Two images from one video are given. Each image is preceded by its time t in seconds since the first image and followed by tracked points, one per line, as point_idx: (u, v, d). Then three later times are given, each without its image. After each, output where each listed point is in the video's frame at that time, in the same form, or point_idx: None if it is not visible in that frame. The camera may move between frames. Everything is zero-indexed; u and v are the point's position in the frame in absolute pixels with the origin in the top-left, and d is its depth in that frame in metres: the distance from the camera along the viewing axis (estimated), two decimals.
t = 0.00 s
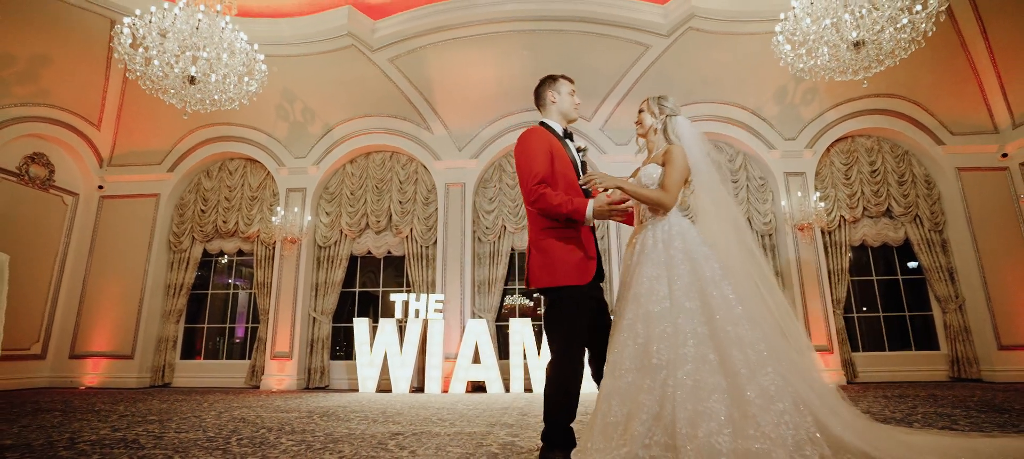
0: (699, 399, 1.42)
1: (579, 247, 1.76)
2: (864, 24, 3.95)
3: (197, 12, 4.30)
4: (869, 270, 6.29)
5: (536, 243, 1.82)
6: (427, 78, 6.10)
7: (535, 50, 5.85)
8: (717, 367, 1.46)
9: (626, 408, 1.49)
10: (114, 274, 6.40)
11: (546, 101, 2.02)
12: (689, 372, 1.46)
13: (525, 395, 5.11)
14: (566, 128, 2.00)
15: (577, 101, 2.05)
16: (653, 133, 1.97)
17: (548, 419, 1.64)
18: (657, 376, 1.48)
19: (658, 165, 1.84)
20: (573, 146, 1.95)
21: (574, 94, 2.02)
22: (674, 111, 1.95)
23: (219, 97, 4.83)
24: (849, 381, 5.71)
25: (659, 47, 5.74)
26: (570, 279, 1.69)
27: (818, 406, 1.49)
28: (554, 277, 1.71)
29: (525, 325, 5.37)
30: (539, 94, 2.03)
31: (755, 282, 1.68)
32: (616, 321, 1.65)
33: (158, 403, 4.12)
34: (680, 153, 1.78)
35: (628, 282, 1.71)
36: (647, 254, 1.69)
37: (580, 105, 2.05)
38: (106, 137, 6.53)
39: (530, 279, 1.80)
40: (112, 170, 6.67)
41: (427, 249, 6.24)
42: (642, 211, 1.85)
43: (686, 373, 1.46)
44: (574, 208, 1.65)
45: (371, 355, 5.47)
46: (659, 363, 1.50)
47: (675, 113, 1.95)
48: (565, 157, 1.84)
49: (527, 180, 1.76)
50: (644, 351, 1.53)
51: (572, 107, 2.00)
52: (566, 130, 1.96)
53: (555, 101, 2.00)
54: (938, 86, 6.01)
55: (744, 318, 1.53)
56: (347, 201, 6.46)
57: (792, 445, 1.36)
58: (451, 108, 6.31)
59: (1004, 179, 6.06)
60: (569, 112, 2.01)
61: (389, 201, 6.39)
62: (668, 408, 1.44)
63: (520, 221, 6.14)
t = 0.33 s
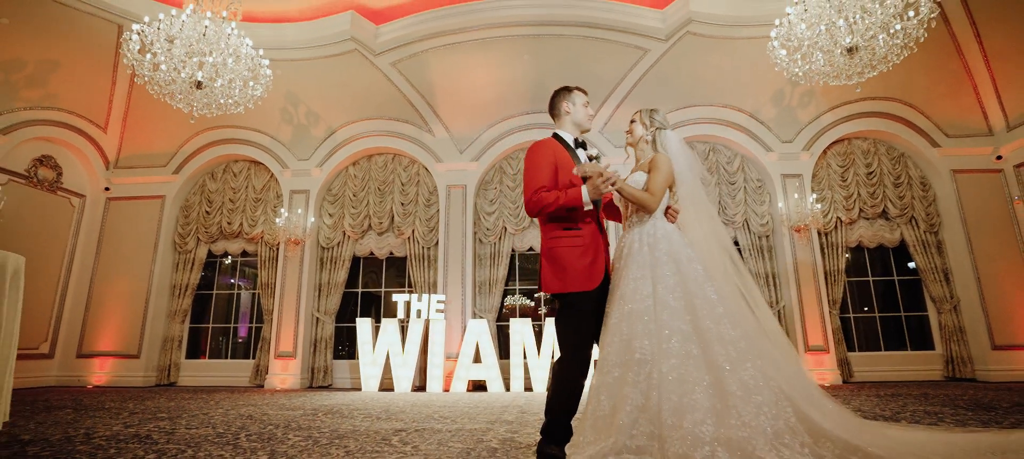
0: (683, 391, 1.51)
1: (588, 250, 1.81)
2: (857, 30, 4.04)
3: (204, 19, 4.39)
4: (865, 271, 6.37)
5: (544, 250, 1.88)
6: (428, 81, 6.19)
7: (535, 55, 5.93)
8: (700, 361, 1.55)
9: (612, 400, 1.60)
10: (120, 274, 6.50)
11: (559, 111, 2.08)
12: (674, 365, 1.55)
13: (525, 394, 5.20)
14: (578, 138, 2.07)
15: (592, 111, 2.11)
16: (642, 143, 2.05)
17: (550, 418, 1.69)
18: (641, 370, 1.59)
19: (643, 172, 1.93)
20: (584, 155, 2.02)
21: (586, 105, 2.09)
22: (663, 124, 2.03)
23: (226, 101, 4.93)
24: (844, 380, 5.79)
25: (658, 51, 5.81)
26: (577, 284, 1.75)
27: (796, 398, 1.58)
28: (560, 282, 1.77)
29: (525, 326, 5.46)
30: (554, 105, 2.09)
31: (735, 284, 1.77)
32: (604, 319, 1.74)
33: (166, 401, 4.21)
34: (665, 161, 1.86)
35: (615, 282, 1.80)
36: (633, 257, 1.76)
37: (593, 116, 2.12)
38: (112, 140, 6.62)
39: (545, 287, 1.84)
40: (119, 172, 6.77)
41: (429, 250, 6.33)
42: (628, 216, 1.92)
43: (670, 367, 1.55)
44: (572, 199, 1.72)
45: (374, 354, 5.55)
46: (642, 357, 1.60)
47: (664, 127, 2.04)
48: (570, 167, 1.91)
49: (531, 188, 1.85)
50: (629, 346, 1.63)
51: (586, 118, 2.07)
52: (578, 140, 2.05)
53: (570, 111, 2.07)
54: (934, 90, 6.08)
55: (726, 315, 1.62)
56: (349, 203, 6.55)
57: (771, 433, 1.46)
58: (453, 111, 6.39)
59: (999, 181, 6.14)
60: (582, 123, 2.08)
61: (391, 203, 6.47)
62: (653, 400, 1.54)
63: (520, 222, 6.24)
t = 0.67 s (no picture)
0: (667, 388, 1.60)
1: (596, 255, 1.92)
2: (849, 36, 4.12)
3: (208, 24, 4.48)
4: (859, 270, 6.45)
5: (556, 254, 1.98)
6: (428, 85, 6.27)
7: (533, 59, 6.02)
8: (682, 360, 1.65)
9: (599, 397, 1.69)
10: (124, 274, 6.58)
11: (571, 122, 2.14)
12: (658, 363, 1.64)
13: (524, 393, 5.29)
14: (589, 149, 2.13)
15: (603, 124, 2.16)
16: (635, 152, 2.13)
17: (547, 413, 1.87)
18: (625, 368, 1.68)
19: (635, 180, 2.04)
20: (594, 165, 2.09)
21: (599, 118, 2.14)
22: (657, 135, 2.11)
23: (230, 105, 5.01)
24: (839, 379, 5.88)
25: (655, 55, 5.90)
26: (585, 288, 1.87)
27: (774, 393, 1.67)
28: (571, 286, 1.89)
29: (524, 325, 5.55)
30: (567, 116, 2.15)
31: (717, 287, 1.86)
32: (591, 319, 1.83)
33: (172, 399, 4.29)
34: (654, 170, 1.95)
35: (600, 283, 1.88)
36: (618, 259, 1.84)
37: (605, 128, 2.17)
38: (116, 142, 6.71)
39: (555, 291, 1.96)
40: (123, 174, 6.86)
41: (429, 251, 6.42)
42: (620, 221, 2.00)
43: (654, 365, 1.64)
44: (585, 201, 1.84)
45: (375, 353, 5.64)
46: (625, 356, 1.69)
47: (657, 138, 2.11)
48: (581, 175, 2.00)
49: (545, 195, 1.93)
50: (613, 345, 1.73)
51: (597, 130, 2.12)
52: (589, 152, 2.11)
53: (582, 123, 2.12)
54: (927, 93, 6.17)
55: (708, 316, 1.71)
56: (350, 204, 6.64)
57: (750, 428, 1.54)
58: (452, 114, 6.48)
59: (991, 183, 6.23)
60: (594, 135, 2.13)
61: (392, 204, 6.56)
62: (635, 395, 1.63)
63: (519, 223, 6.32)
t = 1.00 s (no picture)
0: (653, 385, 1.68)
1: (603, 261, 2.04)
2: (841, 41, 4.20)
3: (212, 29, 4.56)
4: (854, 271, 6.53)
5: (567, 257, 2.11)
6: (429, 88, 6.35)
7: (532, 62, 6.10)
8: (668, 358, 1.73)
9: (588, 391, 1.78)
10: (128, 275, 6.67)
11: (588, 134, 2.23)
12: (646, 360, 1.72)
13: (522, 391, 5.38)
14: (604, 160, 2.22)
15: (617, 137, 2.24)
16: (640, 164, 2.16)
17: (546, 409, 1.97)
18: (614, 367, 1.76)
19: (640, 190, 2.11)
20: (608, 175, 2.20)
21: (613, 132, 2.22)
22: (660, 147, 2.15)
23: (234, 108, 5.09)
24: (833, 378, 5.97)
25: (652, 58, 5.98)
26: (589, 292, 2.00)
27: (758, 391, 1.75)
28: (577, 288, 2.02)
29: (523, 325, 5.64)
30: (584, 128, 2.24)
31: (706, 288, 1.94)
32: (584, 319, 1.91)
33: (177, 397, 4.37)
34: (657, 180, 2.05)
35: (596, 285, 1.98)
36: (613, 262, 1.94)
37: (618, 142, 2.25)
38: (121, 144, 6.79)
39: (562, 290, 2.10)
40: (127, 175, 6.94)
41: (429, 252, 6.50)
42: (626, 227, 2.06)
43: (641, 362, 1.72)
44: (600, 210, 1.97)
45: (376, 353, 5.72)
46: (612, 353, 1.78)
47: (660, 149, 2.16)
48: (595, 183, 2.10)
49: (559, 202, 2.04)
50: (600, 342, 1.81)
51: (611, 143, 2.20)
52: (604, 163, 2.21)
53: (598, 135, 2.21)
54: (922, 96, 6.25)
55: (695, 316, 1.79)
56: (351, 206, 6.72)
57: (734, 423, 1.62)
58: (452, 116, 6.56)
59: (984, 184, 6.31)
60: (607, 148, 2.23)
61: (393, 205, 6.65)
62: (621, 389, 1.72)
63: (518, 224, 6.40)
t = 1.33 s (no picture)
0: (651, 381, 1.75)
1: (605, 264, 2.14)
2: (834, 46, 4.27)
3: (217, 34, 4.63)
4: (849, 271, 6.60)
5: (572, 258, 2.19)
6: (429, 90, 6.43)
7: (532, 65, 6.17)
8: (668, 358, 1.80)
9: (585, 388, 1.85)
10: (131, 275, 6.74)
11: (609, 143, 2.28)
12: (639, 358, 1.80)
13: (521, 390, 5.47)
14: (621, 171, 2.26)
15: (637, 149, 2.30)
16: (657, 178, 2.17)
17: (543, 405, 2.04)
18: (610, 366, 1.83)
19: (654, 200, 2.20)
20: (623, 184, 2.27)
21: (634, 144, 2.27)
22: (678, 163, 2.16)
23: (238, 110, 5.17)
24: (827, 377, 6.06)
25: (650, 62, 6.05)
26: (588, 292, 2.09)
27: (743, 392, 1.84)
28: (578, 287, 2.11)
29: (522, 325, 5.72)
30: (606, 137, 2.30)
31: (702, 292, 2.02)
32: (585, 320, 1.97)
33: (181, 396, 4.45)
34: (671, 193, 2.14)
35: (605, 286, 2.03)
36: (622, 264, 2.00)
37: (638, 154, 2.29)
38: (125, 146, 6.85)
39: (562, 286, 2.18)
40: (130, 177, 7.01)
41: (429, 253, 6.58)
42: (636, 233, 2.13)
43: (635, 361, 1.80)
44: (608, 213, 2.07)
45: (377, 352, 5.80)
46: (607, 352, 1.85)
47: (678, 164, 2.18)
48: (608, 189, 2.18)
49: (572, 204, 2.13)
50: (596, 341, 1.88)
51: (630, 156, 2.25)
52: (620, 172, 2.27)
53: (617, 146, 2.26)
54: (917, 99, 6.33)
55: (696, 321, 1.87)
56: (352, 207, 6.80)
57: (723, 422, 1.71)
58: (452, 119, 6.64)
59: (977, 186, 6.40)
60: (626, 160, 2.27)
61: (393, 207, 6.73)
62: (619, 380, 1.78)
63: (517, 225, 6.48)
